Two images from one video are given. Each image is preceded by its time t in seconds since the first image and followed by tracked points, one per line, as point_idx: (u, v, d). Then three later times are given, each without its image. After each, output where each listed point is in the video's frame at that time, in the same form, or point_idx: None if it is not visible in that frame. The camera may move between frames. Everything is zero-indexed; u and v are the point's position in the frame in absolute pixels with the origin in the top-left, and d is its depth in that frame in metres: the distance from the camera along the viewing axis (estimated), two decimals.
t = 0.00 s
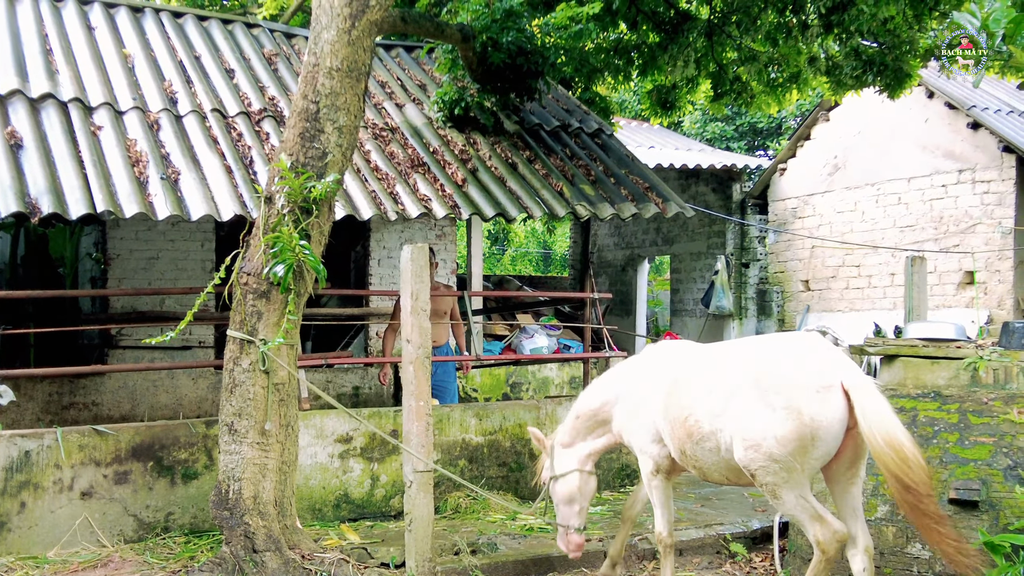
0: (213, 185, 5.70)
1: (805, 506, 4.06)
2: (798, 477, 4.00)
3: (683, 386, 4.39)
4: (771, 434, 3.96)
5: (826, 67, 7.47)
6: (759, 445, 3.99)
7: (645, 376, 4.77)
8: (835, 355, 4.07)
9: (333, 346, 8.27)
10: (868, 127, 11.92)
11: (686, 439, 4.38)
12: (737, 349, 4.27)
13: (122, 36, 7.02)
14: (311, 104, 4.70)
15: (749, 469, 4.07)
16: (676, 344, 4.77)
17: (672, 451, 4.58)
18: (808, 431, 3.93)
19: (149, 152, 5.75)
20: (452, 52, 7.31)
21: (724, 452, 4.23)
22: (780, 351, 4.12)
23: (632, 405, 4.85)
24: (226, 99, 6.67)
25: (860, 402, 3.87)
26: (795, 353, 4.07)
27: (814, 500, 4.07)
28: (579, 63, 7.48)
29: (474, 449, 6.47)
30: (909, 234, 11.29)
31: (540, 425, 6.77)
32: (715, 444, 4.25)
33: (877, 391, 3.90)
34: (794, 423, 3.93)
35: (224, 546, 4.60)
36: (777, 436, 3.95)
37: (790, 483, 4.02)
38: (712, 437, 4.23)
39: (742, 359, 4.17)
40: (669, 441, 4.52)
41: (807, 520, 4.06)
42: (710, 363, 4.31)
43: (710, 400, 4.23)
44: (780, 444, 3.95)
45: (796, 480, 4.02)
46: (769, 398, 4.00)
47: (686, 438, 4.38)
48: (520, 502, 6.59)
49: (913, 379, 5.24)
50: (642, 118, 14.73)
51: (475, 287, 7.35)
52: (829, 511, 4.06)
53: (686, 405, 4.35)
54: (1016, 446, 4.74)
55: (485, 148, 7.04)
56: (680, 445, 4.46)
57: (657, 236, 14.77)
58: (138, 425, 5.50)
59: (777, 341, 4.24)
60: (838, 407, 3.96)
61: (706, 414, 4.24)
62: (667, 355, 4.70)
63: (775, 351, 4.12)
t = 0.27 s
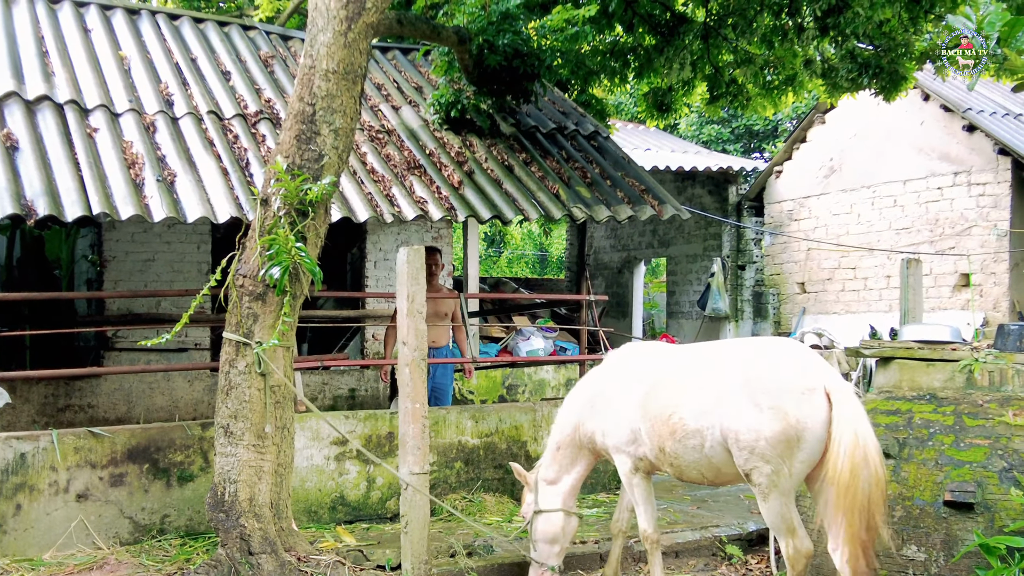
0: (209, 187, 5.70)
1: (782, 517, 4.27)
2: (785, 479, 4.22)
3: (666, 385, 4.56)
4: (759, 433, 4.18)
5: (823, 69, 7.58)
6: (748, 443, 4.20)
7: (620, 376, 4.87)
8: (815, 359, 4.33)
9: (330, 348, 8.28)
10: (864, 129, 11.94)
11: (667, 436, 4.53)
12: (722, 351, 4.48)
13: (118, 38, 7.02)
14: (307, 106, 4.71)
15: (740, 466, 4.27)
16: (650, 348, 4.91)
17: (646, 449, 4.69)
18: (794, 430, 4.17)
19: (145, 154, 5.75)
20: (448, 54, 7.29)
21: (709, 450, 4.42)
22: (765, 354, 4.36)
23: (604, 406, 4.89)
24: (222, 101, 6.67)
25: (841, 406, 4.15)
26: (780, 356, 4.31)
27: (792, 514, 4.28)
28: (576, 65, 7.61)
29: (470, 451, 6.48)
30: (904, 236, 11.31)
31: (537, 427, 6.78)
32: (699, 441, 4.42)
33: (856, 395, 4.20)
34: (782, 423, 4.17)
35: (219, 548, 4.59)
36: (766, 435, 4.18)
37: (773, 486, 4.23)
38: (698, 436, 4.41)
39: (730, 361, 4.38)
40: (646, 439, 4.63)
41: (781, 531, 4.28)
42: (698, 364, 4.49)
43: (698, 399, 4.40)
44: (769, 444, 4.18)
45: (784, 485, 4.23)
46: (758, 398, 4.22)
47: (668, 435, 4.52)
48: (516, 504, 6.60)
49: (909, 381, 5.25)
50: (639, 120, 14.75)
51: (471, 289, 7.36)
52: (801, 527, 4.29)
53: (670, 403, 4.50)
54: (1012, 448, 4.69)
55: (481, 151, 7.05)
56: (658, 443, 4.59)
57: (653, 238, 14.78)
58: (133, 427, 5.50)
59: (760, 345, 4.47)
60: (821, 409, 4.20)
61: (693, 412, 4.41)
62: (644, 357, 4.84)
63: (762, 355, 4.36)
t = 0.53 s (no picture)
0: (204, 188, 5.69)
1: (773, 510, 4.28)
2: (774, 473, 4.25)
3: (641, 389, 4.57)
4: (746, 429, 4.21)
5: (818, 70, 7.56)
6: (734, 440, 4.23)
7: (588, 379, 4.85)
8: (788, 353, 4.40)
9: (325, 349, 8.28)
10: (859, 131, 11.96)
11: (647, 440, 4.56)
12: (695, 351, 4.50)
13: (113, 39, 7.01)
14: (302, 107, 4.70)
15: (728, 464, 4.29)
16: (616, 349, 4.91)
17: (620, 452, 4.70)
18: (779, 425, 4.22)
19: (141, 155, 5.74)
20: (444, 56, 7.32)
21: (691, 451, 4.46)
22: (741, 350, 4.39)
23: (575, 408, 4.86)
24: (217, 102, 6.67)
25: (821, 398, 4.23)
26: (756, 353, 4.35)
27: (783, 508, 4.28)
28: (571, 67, 7.68)
29: (466, 452, 6.47)
30: (900, 238, 11.32)
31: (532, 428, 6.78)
32: (680, 442, 4.47)
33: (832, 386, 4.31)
34: (767, 417, 4.21)
35: (214, 550, 4.58)
36: (752, 431, 4.21)
37: (762, 481, 4.25)
38: (679, 436, 4.44)
39: (706, 360, 4.41)
40: (621, 443, 4.65)
41: (772, 526, 4.28)
42: (675, 366, 4.51)
43: (678, 401, 4.44)
44: (755, 439, 4.21)
45: (772, 479, 4.26)
46: (739, 395, 4.26)
47: (647, 439, 4.55)
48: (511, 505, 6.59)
49: (903, 382, 5.34)
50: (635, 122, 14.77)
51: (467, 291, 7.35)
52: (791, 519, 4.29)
53: (649, 407, 4.53)
54: (1007, 449, 4.68)
55: (477, 152, 7.05)
56: (635, 446, 4.62)
57: (649, 239, 14.79)
58: (128, 429, 5.49)
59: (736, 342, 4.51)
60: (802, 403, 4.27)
61: (674, 415, 4.44)
62: (612, 358, 4.83)
63: (741, 351, 4.39)
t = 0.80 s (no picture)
0: (200, 189, 5.69)
1: (756, 504, 4.28)
2: (753, 465, 4.29)
3: (616, 382, 4.63)
4: (723, 423, 4.27)
5: (814, 71, 7.55)
6: (710, 433, 4.29)
7: (564, 370, 4.90)
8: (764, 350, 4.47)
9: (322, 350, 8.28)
10: (856, 132, 11.98)
11: (621, 432, 4.61)
12: (672, 346, 4.56)
13: (109, 39, 7.00)
14: (299, 107, 4.70)
15: (707, 457, 4.34)
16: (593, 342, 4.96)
17: (594, 444, 4.76)
18: (758, 421, 4.28)
19: (137, 155, 5.74)
20: (441, 56, 7.34)
21: (666, 443, 4.51)
22: (717, 346, 4.44)
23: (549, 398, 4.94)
24: (213, 103, 6.66)
25: (798, 395, 4.35)
26: (733, 348, 4.41)
27: (765, 501, 4.28)
28: (569, 67, 7.83)
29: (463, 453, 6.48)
30: (896, 239, 11.34)
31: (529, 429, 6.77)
32: (656, 435, 4.53)
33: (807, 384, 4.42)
34: (744, 411, 4.28)
35: (210, 550, 4.57)
36: (729, 424, 4.27)
37: (738, 473, 4.30)
38: (656, 429, 4.50)
39: (683, 354, 4.46)
40: (596, 435, 4.71)
41: (755, 520, 4.26)
42: (653, 361, 4.56)
43: (654, 395, 4.49)
44: (732, 432, 4.27)
45: (752, 470, 4.30)
46: (716, 390, 4.31)
47: (621, 432, 4.61)
48: (508, 506, 6.59)
49: (901, 383, 5.32)
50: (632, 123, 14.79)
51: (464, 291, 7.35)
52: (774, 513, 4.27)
53: (624, 401, 4.58)
54: (1003, 450, 4.67)
55: (474, 152, 7.05)
56: (609, 438, 4.67)
57: (646, 240, 14.81)
58: (124, 429, 5.48)
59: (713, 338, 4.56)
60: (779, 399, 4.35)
61: (649, 408, 4.50)
62: (588, 351, 4.88)
63: (719, 347, 4.44)
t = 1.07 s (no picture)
0: (199, 191, 5.69)
1: (729, 499, 4.32)
2: (720, 462, 4.36)
3: (586, 376, 4.65)
4: (693, 422, 4.35)
5: (812, 73, 7.65)
6: (679, 430, 4.35)
7: (536, 361, 4.89)
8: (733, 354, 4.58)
9: (320, 352, 8.28)
10: (853, 134, 11.99)
11: (589, 425, 4.62)
12: (647, 345, 4.61)
13: (108, 41, 7.00)
14: (298, 110, 4.70)
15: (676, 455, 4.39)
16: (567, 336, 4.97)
17: (561, 438, 4.76)
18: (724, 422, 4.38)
19: (135, 157, 5.74)
20: (439, 58, 7.30)
21: (632, 438, 4.54)
22: (691, 347, 4.52)
23: (516, 387, 4.91)
24: (212, 104, 6.66)
25: (765, 399, 4.49)
26: (706, 351, 4.49)
27: (736, 496, 4.33)
28: (568, 69, 7.72)
29: (461, 455, 6.48)
30: (894, 240, 11.36)
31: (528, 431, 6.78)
32: (623, 429, 4.55)
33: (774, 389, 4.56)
34: (713, 412, 4.37)
35: (209, 553, 4.57)
36: (697, 423, 4.35)
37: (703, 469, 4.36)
38: (624, 425, 4.53)
39: (657, 353, 4.51)
40: (563, 428, 4.71)
41: (728, 515, 4.31)
42: (624, 358, 4.60)
43: (626, 390, 4.52)
44: (700, 430, 4.34)
45: (721, 467, 4.36)
46: (687, 390, 4.39)
47: (589, 425, 4.62)
48: (507, 508, 6.59)
49: (899, 385, 5.31)
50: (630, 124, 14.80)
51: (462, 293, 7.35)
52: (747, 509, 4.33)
53: (596, 394, 4.59)
54: (1002, 452, 4.67)
55: (472, 155, 7.05)
56: (576, 431, 4.68)
57: (644, 242, 14.82)
58: (123, 431, 5.48)
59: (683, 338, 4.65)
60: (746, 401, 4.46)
61: (621, 403, 4.52)
62: (562, 345, 4.89)
63: (690, 347, 4.51)
